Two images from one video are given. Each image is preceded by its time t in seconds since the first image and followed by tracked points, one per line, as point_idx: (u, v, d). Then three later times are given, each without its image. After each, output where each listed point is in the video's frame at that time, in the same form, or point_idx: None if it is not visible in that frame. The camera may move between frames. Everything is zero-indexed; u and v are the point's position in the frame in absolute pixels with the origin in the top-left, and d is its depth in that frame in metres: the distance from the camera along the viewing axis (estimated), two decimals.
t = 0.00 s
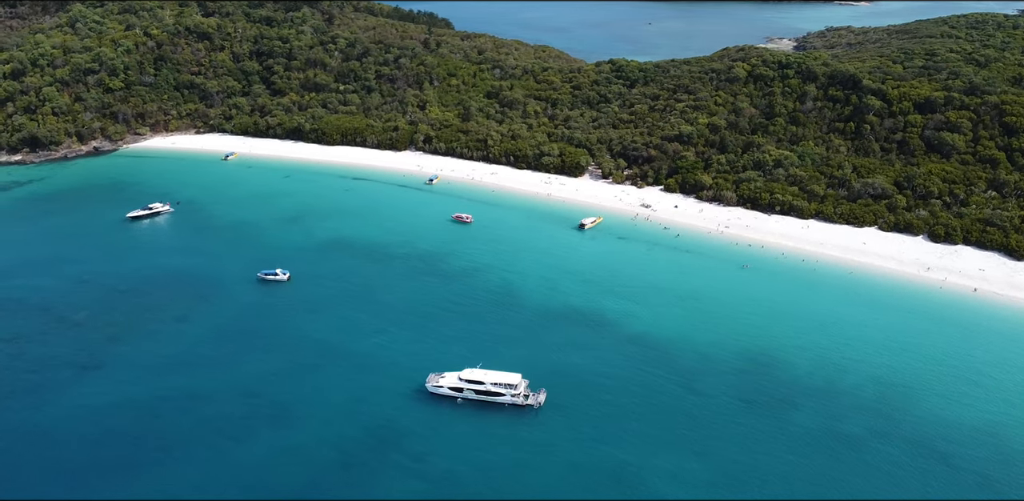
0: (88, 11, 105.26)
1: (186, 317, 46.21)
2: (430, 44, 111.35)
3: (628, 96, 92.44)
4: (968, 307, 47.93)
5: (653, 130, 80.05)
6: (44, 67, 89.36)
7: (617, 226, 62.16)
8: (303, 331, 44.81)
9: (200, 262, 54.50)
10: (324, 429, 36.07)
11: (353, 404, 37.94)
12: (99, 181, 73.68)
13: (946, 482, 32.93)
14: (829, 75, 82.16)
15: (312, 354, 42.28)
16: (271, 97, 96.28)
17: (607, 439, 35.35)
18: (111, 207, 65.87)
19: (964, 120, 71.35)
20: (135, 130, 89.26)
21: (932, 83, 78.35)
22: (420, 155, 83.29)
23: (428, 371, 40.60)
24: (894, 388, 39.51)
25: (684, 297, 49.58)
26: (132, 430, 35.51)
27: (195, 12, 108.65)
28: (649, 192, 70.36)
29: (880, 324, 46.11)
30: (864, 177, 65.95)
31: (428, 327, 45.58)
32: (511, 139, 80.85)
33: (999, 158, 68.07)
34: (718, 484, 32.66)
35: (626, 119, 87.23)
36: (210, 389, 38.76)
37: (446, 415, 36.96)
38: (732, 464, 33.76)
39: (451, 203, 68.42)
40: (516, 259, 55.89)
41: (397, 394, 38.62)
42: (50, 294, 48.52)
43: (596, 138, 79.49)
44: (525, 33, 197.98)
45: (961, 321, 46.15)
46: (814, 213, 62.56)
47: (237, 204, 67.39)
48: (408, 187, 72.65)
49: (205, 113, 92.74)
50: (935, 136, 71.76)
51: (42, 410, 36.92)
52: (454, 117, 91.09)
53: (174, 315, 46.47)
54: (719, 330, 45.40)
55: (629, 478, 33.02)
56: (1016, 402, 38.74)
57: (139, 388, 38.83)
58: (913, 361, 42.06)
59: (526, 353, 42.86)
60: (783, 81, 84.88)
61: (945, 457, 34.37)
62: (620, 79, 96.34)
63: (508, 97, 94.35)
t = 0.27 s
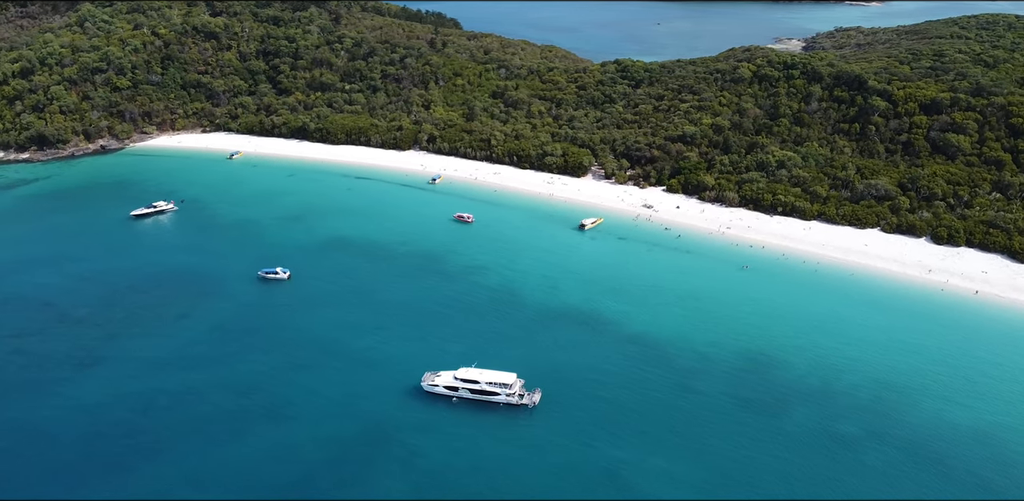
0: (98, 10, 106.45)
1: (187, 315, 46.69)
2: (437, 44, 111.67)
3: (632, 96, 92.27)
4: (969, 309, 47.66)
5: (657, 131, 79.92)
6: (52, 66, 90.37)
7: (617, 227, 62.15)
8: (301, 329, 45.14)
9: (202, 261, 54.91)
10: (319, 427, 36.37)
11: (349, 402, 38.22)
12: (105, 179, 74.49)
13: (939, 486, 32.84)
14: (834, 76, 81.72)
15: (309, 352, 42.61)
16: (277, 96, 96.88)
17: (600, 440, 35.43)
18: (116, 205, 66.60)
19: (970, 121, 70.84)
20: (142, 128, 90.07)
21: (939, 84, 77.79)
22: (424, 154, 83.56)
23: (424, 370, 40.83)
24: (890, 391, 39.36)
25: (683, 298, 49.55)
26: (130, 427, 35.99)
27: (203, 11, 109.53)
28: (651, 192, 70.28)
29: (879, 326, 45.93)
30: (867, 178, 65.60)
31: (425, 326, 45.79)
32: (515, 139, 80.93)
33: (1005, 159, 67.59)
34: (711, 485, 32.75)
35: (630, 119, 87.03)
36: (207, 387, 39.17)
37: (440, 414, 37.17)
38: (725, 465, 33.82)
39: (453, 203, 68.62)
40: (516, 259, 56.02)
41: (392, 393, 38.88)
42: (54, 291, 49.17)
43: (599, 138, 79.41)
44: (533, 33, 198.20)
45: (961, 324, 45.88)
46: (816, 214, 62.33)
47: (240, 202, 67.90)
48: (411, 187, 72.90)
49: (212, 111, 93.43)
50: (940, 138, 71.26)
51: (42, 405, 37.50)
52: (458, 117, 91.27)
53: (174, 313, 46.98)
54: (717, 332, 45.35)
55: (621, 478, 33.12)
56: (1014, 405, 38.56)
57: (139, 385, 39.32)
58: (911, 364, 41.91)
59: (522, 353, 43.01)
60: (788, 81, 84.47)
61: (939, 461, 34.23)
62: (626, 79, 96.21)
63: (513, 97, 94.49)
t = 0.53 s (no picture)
0: (107, 9, 107.61)
1: (188, 312, 47.12)
2: (443, 44, 111.97)
3: (637, 96, 92.09)
4: (971, 311, 47.37)
5: (661, 131, 79.72)
6: (61, 65, 91.39)
7: (619, 227, 62.13)
8: (301, 327, 45.52)
9: (204, 258, 55.47)
10: (316, 425, 36.71)
11: (346, 400, 38.54)
12: (111, 177, 75.38)
13: (933, 489, 32.74)
14: (840, 76, 81.28)
15: (308, 350, 42.93)
16: (283, 95, 97.50)
17: (594, 440, 35.57)
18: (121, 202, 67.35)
19: (977, 123, 70.39)
20: (148, 126, 90.82)
21: (946, 85, 77.22)
22: (428, 154, 83.81)
23: (421, 369, 41.09)
24: (888, 393, 39.20)
25: (682, 299, 49.51)
26: (129, 423, 36.47)
27: (211, 11, 110.37)
28: (654, 192, 70.18)
29: (879, 327, 45.73)
30: (871, 179, 65.27)
31: (424, 325, 46.03)
32: (518, 139, 80.98)
33: (1011, 161, 67.15)
34: (704, 485, 32.83)
35: (635, 120, 86.75)
36: (205, 383, 39.64)
37: (436, 412, 37.42)
38: (719, 466, 33.90)
39: (455, 202, 68.85)
40: (516, 259, 56.17)
41: (389, 392, 39.16)
42: (58, 288, 49.81)
43: (603, 138, 79.28)
44: (541, 33, 198.40)
45: (962, 326, 45.61)
46: (819, 215, 62.10)
47: (244, 201, 68.42)
48: (414, 186, 73.19)
49: (218, 110, 94.06)
50: (946, 139, 70.82)
51: (44, 400, 38.07)
52: (462, 116, 91.42)
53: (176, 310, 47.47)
54: (716, 333, 45.29)
55: (614, 478, 33.28)
56: (1013, 408, 38.37)
57: (138, 381, 39.76)
58: (910, 366, 41.73)
59: (519, 352, 43.20)
60: (793, 82, 84.01)
61: (934, 465, 34.09)
62: (631, 79, 96.12)
63: (518, 97, 94.62)
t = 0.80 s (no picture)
0: (115, 9, 108.63)
1: (189, 312, 47.99)
2: (449, 44, 112.19)
3: (641, 97, 91.82)
4: (971, 313, 47.18)
5: (664, 131, 79.46)
6: (69, 64, 92.34)
7: (620, 227, 62.17)
8: (300, 326, 45.99)
9: (207, 258, 56.38)
10: (312, 423, 37.14)
11: (343, 399, 38.93)
12: (116, 175, 76.44)
13: (926, 492, 32.74)
14: (845, 77, 80.85)
15: (306, 349, 43.44)
16: (289, 95, 98.05)
17: (588, 440, 35.74)
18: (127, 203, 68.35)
19: (982, 124, 69.99)
20: (155, 125, 91.58)
21: (952, 86, 76.70)
22: (431, 153, 84.01)
23: (418, 368, 41.38)
24: (883, 396, 39.14)
25: (681, 299, 49.53)
26: (129, 420, 37.18)
27: (218, 11, 111.07)
28: (656, 192, 70.09)
29: (878, 329, 45.62)
30: (874, 181, 65.03)
31: (422, 325, 46.31)
32: (522, 139, 81.07)
33: (1016, 163, 66.72)
34: (696, 485, 32.98)
35: (638, 120, 86.27)
36: (204, 382, 40.22)
37: (431, 412, 37.72)
38: (711, 466, 34.05)
39: (457, 202, 69.09)
40: (516, 259, 56.40)
41: (385, 391, 39.49)
42: (62, 288, 50.79)
43: (606, 138, 79.23)
44: (548, 33, 198.35)
45: (961, 328, 45.47)
46: (821, 216, 61.91)
47: (247, 201, 69.20)
48: (416, 186, 73.47)
49: (223, 109, 94.70)
50: (951, 140, 70.41)
51: (46, 397, 38.91)
52: (466, 116, 91.45)
53: (178, 310, 48.31)
54: (713, 333, 45.32)
55: (606, 478, 33.45)
56: (1010, 411, 38.27)
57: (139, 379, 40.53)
58: (907, 368, 41.66)
59: (516, 351, 43.40)
60: (798, 82, 83.55)
61: (928, 467, 34.08)
62: (636, 79, 96.01)
63: (522, 97, 94.73)
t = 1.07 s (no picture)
0: (123, 8, 109.77)
1: (191, 311, 48.67)
2: (454, 43, 112.45)
3: (645, 97, 91.51)
4: (971, 315, 46.97)
5: (667, 131, 79.06)
6: (76, 63, 93.34)
7: (620, 227, 62.16)
8: (299, 325, 46.52)
9: (208, 256, 58.29)
10: (308, 421, 37.51)
11: (339, 397, 39.26)
12: (122, 174, 78.31)
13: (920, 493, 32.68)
14: (850, 77, 80.44)
15: (305, 349, 43.92)
16: (294, 94, 98.60)
17: (581, 440, 35.88)
18: (132, 204, 69.25)
19: (987, 125, 69.58)
20: (160, 124, 92.34)
21: (957, 86, 76.23)
22: (434, 153, 84.17)
23: (414, 367, 41.64)
24: (880, 397, 39.02)
25: (679, 300, 49.52)
26: (127, 417, 37.82)
27: (225, 10, 111.81)
28: (657, 192, 69.91)
29: (877, 330, 45.50)
30: (877, 182, 64.79)
31: (419, 324, 46.60)
32: (525, 139, 81.18)
33: (1021, 164, 66.25)
34: (688, 484, 33.09)
35: (642, 119, 84.99)
36: (202, 381, 40.81)
37: (425, 411, 37.96)
38: (704, 466, 34.13)
39: (458, 201, 69.28)
40: (516, 259, 56.55)
41: (380, 389, 39.78)
42: (68, 287, 51.95)
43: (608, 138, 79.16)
44: (555, 32, 198.55)
45: (961, 331, 45.24)
46: (823, 217, 61.69)
47: (250, 202, 69.98)
48: (418, 185, 73.71)
49: (229, 108, 95.33)
50: (955, 141, 70.01)
51: (49, 395, 39.67)
52: (470, 115, 91.29)
53: (179, 310, 49.02)
54: (711, 333, 45.30)
55: (599, 478, 33.58)
56: (1007, 414, 38.14)
57: (140, 377, 41.26)
58: (905, 370, 41.52)
59: (512, 351, 43.55)
60: (802, 83, 83.10)
61: (923, 469, 34.01)
62: (640, 79, 95.89)
63: (526, 97, 94.80)
